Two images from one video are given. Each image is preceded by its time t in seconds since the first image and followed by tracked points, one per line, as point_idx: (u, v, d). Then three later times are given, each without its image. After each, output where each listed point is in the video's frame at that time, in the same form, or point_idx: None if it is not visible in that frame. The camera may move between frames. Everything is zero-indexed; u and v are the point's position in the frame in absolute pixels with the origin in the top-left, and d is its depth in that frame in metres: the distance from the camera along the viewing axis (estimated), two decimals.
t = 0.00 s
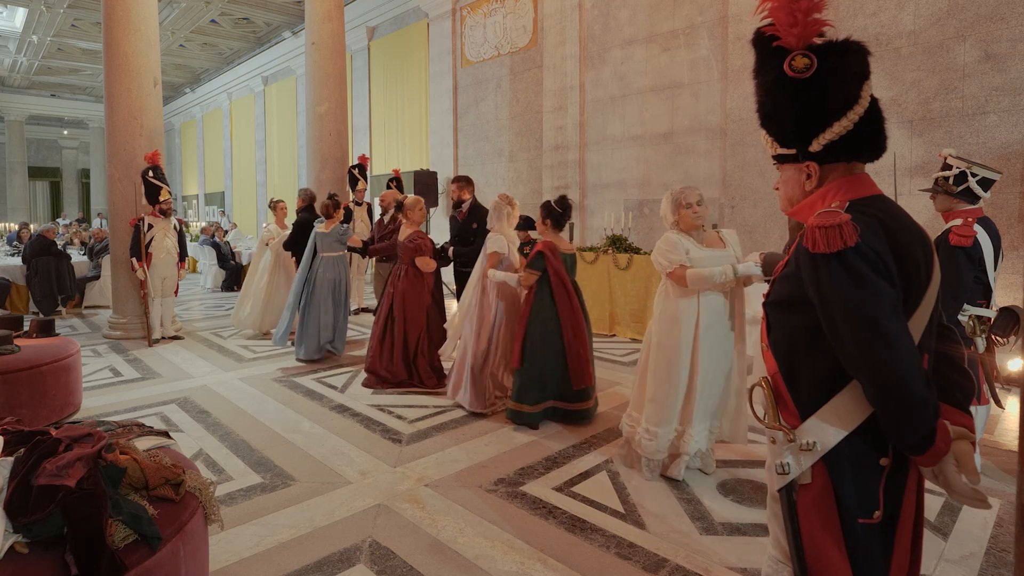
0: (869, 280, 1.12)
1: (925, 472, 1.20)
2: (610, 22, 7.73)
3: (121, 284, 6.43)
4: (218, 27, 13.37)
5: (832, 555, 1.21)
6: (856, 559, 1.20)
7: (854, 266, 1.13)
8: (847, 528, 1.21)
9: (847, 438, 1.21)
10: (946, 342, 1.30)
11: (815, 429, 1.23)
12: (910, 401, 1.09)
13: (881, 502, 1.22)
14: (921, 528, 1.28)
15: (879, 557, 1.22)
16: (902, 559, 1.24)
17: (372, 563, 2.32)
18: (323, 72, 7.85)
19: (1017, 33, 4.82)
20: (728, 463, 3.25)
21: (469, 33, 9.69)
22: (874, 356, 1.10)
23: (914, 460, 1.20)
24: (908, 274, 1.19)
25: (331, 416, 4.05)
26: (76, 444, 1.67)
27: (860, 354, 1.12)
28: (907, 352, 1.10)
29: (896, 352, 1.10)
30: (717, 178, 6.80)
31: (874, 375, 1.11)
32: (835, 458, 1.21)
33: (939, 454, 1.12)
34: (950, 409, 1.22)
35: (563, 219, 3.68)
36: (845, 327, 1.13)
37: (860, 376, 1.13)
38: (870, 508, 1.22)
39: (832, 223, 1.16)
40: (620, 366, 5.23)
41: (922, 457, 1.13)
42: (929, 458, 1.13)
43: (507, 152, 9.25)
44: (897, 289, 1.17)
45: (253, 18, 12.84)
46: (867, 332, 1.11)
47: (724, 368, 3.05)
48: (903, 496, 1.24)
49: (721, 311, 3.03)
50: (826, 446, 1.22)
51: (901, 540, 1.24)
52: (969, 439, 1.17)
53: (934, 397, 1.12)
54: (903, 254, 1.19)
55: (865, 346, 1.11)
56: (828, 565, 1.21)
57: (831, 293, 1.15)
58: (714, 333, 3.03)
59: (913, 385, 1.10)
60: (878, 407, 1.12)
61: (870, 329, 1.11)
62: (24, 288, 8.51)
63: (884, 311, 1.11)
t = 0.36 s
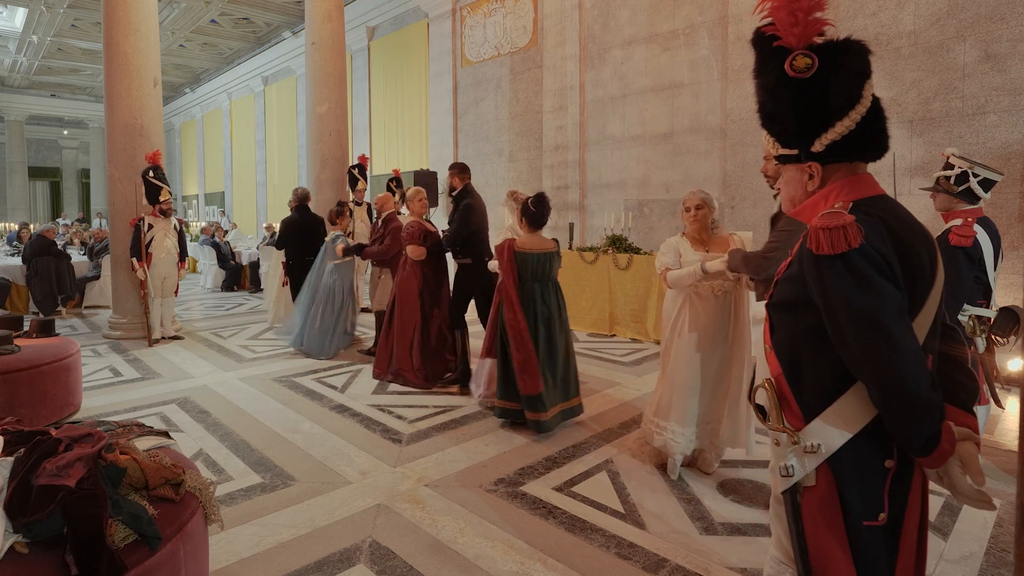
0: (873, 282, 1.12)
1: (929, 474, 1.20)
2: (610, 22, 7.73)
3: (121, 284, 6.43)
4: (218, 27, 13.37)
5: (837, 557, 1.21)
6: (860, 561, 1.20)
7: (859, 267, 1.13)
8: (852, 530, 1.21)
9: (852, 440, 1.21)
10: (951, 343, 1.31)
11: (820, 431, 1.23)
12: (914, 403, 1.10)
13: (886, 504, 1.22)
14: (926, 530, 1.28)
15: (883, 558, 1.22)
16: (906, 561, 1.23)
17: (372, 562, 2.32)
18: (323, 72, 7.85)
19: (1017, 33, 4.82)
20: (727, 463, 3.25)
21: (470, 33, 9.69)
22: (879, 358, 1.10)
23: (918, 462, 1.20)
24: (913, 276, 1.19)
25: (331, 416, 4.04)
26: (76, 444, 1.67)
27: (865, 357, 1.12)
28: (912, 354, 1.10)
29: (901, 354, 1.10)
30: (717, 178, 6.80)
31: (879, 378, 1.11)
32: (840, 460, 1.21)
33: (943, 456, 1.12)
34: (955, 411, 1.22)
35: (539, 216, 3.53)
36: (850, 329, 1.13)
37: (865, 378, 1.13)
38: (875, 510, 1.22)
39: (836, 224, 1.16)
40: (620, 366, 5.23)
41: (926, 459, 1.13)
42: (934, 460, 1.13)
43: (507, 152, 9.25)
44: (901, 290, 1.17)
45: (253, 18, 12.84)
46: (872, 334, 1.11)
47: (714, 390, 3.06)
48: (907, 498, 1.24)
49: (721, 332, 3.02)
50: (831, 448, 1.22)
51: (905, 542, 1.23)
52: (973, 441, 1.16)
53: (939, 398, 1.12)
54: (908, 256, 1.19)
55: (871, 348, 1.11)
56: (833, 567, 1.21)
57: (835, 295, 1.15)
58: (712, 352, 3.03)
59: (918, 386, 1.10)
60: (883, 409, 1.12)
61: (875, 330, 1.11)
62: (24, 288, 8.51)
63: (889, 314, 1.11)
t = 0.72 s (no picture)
0: (873, 283, 1.12)
1: (930, 474, 1.20)
2: (610, 22, 7.73)
3: (121, 284, 6.43)
4: (218, 27, 13.37)
5: (836, 557, 1.21)
6: (860, 561, 1.20)
7: (858, 268, 1.13)
8: (852, 530, 1.21)
9: (852, 440, 1.21)
10: (952, 344, 1.31)
11: (820, 431, 1.23)
12: (915, 403, 1.10)
13: (886, 504, 1.22)
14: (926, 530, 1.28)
15: (883, 559, 1.22)
16: (907, 561, 1.23)
17: (372, 563, 2.32)
18: (323, 72, 7.85)
19: (1017, 33, 4.82)
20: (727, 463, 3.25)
21: (470, 33, 9.69)
22: (878, 359, 1.10)
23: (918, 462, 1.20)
24: (912, 277, 1.19)
25: (331, 416, 4.04)
26: (76, 444, 1.66)
27: (865, 357, 1.12)
28: (912, 354, 1.10)
29: (900, 354, 1.09)
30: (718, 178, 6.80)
31: (878, 378, 1.11)
32: (840, 460, 1.21)
33: (944, 456, 1.12)
34: (956, 412, 1.22)
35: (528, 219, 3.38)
36: (849, 330, 1.13)
37: (865, 378, 1.13)
38: (875, 511, 1.21)
39: (835, 224, 1.16)
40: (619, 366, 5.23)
41: (927, 459, 1.13)
42: (935, 461, 1.13)
43: (507, 152, 9.24)
44: (900, 291, 1.17)
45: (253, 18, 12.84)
46: (872, 335, 1.11)
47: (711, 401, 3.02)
48: (907, 498, 1.24)
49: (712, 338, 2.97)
50: (831, 448, 1.21)
51: (905, 542, 1.24)
52: (974, 441, 1.16)
53: (939, 399, 1.12)
54: (908, 256, 1.19)
55: (871, 348, 1.11)
56: (833, 567, 1.21)
57: (835, 296, 1.15)
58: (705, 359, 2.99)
59: (918, 386, 1.10)
60: (883, 409, 1.12)
61: (874, 330, 1.11)
62: (24, 288, 8.51)
63: (889, 314, 1.11)
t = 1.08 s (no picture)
0: (872, 283, 1.12)
1: (930, 474, 1.20)
2: (610, 22, 7.74)
3: (121, 284, 6.43)
4: (218, 27, 13.37)
5: (836, 556, 1.21)
6: (861, 560, 1.20)
7: (857, 267, 1.13)
8: (852, 529, 1.21)
9: (852, 440, 1.21)
10: (952, 343, 1.31)
11: (820, 431, 1.23)
12: (915, 402, 1.10)
13: (886, 504, 1.22)
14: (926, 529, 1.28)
15: (883, 557, 1.22)
16: (907, 560, 1.23)
17: (372, 563, 2.32)
18: (322, 72, 7.84)
19: (1017, 33, 4.82)
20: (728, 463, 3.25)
21: (470, 33, 9.69)
22: (877, 358, 1.10)
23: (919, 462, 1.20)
24: (911, 276, 1.19)
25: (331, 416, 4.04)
26: (76, 444, 1.67)
27: (865, 357, 1.12)
28: (911, 354, 1.10)
29: (899, 353, 1.10)
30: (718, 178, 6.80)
31: (877, 378, 1.11)
32: (840, 460, 1.21)
33: (944, 456, 1.12)
34: (956, 411, 1.22)
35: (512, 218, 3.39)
36: (847, 329, 1.13)
37: (865, 378, 1.13)
38: (875, 510, 1.21)
39: (833, 224, 1.16)
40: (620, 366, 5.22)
41: (927, 459, 1.13)
42: (935, 460, 1.13)
43: (507, 152, 9.24)
44: (899, 291, 1.17)
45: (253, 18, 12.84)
46: (871, 334, 1.11)
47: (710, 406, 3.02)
48: (907, 497, 1.24)
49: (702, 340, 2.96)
50: (831, 448, 1.22)
51: (905, 541, 1.24)
52: (975, 441, 1.16)
53: (939, 399, 1.12)
54: (908, 256, 1.19)
55: (870, 348, 1.11)
56: (833, 567, 1.21)
57: (834, 296, 1.15)
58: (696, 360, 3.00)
59: (918, 385, 1.10)
60: (883, 408, 1.12)
61: (873, 329, 1.11)
62: (24, 288, 8.51)
63: (888, 314, 1.11)
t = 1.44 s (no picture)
0: (871, 283, 1.12)
1: (930, 474, 1.20)
2: (610, 22, 7.74)
3: (121, 284, 6.43)
4: (218, 27, 13.37)
5: (836, 556, 1.21)
6: (860, 560, 1.20)
7: (856, 267, 1.13)
8: (852, 529, 1.21)
9: (851, 440, 1.21)
10: (952, 343, 1.31)
11: (820, 431, 1.23)
12: (916, 402, 1.10)
13: (886, 505, 1.21)
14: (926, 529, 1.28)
15: (882, 557, 1.22)
16: (907, 560, 1.23)
17: (372, 563, 2.32)
18: (322, 73, 7.84)
19: (1017, 33, 4.82)
20: (727, 463, 3.26)
21: (469, 33, 9.69)
22: (877, 358, 1.10)
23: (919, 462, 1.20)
24: (911, 277, 1.19)
25: (331, 416, 4.04)
26: (76, 444, 1.67)
27: (864, 357, 1.12)
28: (911, 354, 1.10)
29: (898, 353, 1.10)
30: (718, 178, 6.80)
31: (878, 378, 1.11)
32: (840, 460, 1.21)
33: (944, 456, 1.12)
34: (956, 411, 1.22)
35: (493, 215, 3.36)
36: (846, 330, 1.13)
37: (865, 379, 1.13)
38: (875, 511, 1.21)
39: (832, 224, 1.16)
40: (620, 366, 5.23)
41: (926, 459, 1.13)
42: (935, 460, 1.13)
43: (507, 152, 9.24)
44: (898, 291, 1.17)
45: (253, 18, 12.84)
46: (871, 335, 1.11)
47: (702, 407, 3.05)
48: (907, 497, 1.24)
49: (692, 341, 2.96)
50: (831, 448, 1.22)
51: (905, 540, 1.24)
52: (975, 441, 1.16)
53: (940, 399, 1.12)
54: (907, 256, 1.19)
55: (870, 348, 1.11)
56: (833, 567, 1.21)
57: (834, 296, 1.15)
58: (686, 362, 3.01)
59: (919, 385, 1.10)
60: (883, 408, 1.12)
61: (873, 329, 1.11)
62: (24, 288, 8.51)
63: (888, 314, 1.11)
